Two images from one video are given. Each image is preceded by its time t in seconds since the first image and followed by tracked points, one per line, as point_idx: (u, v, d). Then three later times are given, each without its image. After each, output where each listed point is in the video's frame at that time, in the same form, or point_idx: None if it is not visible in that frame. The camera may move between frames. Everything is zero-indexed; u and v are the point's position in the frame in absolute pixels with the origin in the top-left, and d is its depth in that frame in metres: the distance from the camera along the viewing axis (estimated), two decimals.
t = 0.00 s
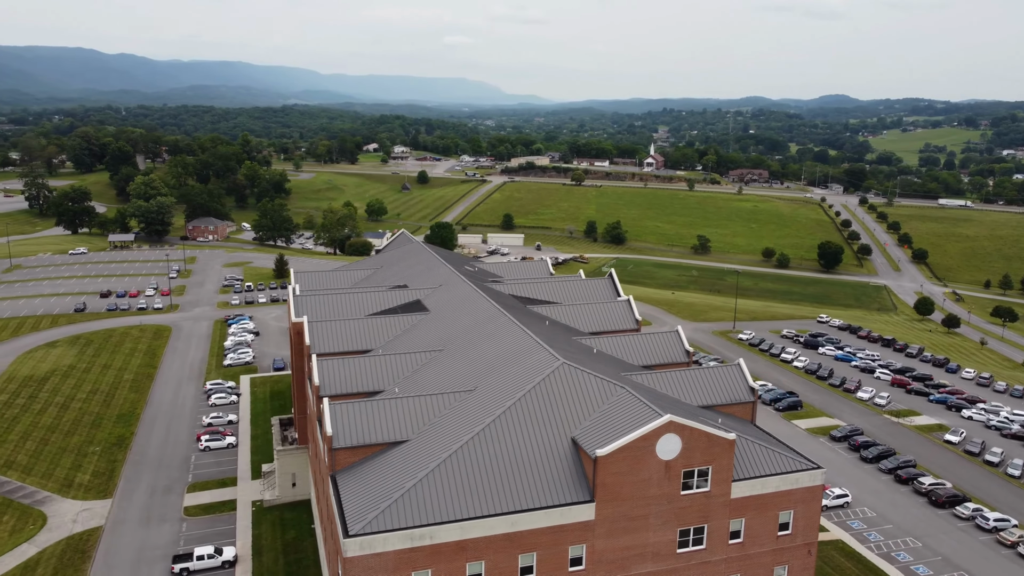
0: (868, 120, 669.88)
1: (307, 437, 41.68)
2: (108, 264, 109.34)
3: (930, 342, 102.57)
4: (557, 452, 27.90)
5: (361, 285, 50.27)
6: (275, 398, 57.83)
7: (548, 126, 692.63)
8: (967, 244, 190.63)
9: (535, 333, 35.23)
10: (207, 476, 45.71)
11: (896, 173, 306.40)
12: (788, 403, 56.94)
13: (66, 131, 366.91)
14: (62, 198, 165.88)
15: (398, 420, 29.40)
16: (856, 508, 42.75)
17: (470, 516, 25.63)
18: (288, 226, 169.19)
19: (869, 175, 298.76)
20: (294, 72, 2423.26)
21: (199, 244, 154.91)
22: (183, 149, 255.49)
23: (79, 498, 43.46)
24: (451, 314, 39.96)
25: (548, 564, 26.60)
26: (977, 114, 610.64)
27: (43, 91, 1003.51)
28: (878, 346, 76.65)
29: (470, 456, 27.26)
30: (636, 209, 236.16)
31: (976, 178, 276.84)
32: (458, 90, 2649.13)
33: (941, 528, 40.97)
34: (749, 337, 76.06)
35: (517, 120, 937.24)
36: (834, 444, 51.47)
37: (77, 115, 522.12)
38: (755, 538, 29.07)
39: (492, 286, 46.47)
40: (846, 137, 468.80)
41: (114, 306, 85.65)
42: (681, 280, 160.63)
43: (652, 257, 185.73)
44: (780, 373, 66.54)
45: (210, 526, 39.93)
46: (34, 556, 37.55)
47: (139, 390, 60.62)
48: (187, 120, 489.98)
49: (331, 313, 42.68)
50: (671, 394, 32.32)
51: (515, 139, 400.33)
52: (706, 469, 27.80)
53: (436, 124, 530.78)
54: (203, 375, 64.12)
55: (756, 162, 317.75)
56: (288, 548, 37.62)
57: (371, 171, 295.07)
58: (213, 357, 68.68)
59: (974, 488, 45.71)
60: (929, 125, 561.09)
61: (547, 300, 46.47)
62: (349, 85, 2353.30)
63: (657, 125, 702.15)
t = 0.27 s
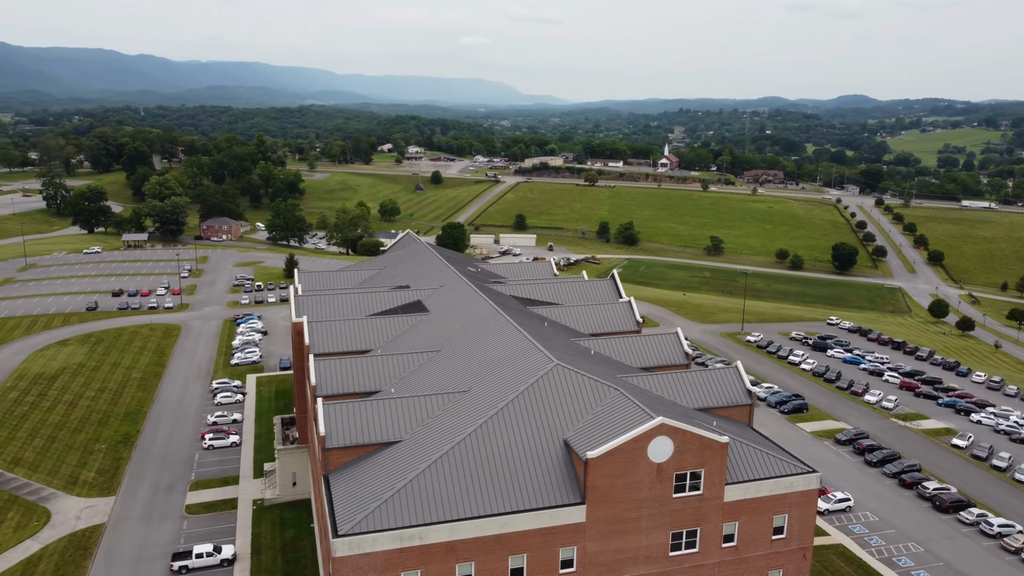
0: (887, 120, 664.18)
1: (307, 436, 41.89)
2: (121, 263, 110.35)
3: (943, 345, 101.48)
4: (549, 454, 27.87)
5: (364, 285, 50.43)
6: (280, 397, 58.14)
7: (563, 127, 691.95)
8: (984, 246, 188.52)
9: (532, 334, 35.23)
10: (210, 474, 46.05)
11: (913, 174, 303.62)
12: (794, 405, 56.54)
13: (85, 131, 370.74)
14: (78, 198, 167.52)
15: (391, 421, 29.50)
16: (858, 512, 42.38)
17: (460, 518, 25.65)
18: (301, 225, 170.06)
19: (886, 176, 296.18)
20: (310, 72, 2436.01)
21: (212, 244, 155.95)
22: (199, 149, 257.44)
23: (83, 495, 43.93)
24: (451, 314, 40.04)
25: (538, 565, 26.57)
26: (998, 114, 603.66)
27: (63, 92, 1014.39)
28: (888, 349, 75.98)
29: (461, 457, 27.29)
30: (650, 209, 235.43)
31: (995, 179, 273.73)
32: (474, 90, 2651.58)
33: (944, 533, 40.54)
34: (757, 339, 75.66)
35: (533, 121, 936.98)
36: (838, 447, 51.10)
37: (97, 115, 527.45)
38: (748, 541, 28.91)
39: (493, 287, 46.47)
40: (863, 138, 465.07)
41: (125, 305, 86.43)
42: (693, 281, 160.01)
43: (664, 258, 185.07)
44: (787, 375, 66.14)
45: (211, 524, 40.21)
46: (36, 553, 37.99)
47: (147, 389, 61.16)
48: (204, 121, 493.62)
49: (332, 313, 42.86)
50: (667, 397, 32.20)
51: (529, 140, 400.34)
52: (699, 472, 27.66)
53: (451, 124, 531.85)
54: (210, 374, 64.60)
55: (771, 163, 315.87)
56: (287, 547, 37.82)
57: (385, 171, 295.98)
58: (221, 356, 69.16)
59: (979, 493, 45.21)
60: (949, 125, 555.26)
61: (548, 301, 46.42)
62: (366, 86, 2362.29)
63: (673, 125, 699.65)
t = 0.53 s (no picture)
0: (906, 121, 657.87)
1: (308, 435, 42.07)
2: (135, 263, 111.38)
3: (957, 348, 100.35)
4: (541, 456, 27.84)
5: (368, 285, 50.58)
6: (286, 397, 58.44)
7: (579, 127, 690.47)
8: (1002, 248, 186.25)
9: (529, 335, 35.16)
10: (214, 472, 46.37)
11: (932, 175, 300.58)
12: (800, 408, 56.13)
13: (105, 131, 374.22)
14: (95, 198, 169.06)
15: (386, 421, 29.59)
16: (861, 516, 42.01)
17: (450, 519, 25.67)
18: (315, 226, 170.84)
19: (905, 177, 293.32)
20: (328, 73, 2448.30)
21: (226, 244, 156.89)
22: (215, 149, 259.31)
23: (87, 492, 44.40)
24: (451, 315, 40.07)
25: (529, 567, 26.54)
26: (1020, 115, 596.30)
27: (83, 92, 1025.11)
28: (899, 352, 75.28)
29: (453, 458, 27.33)
30: (664, 210, 234.55)
31: (1015, 181, 270.40)
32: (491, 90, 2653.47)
33: (947, 539, 40.10)
34: (766, 341, 75.19)
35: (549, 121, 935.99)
36: (844, 451, 50.68)
37: (117, 115, 532.69)
38: (742, 545, 28.76)
39: (496, 289, 46.48)
40: (882, 139, 460.87)
41: (137, 304, 87.25)
42: (706, 282, 159.30)
43: (678, 259, 184.29)
44: (795, 378, 65.70)
45: (212, 522, 40.51)
46: (40, 549, 38.44)
47: (155, 387, 61.72)
48: (222, 121, 497.03)
49: (334, 313, 43.06)
50: (664, 399, 32.06)
51: (544, 141, 400.00)
52: (692, 475, 27.52)
53: (466, 125, 532.46)
54: (218, 372, 65.07)
55: (787, 164, 313.75)
56: (286, 546, 38.02)
57: (399, 172, 296.74)
58: (229, 355, 69.67)
59: (986, 498, 44.68)
60: (970, 126, 548.91)
61: (551, 302, 46.35)
62: (383, 86, 2370.51)
63: (690, 126, 696.89)
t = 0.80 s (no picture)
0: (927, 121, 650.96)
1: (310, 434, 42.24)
2: (149, 262, 112.39)
3: (972, 351, 99.16)
4: (534, 457, 27.80)
5: (372, 286, 50.78)
6: (292, 396, 58.73)
7: (595, 128, 689.05)
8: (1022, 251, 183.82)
9: (527, 336, 35.16)
10: (217, 471, 46.69)
11: (951, 177, 297.31)
12: (806, 412, 55.68)
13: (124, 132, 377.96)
14: (112, 197, 170.64)
15: (380, 422, 29.66)
16: (864, 521, 41.61)
17: (441, 520, 25.68)
18: (329, 226, 171.60)
19: (923, 178, 290.34)
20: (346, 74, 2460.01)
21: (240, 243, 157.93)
22: (231, 149, 261.20)
23: (92, 489, 44.85)
24: (451, 316, 40.13)
25: (520, 569, 26.49)
26: None
27: (104, 93, 1035.50)
28: (910, 355, 74.54)
29: (445, 459, 27.34)
30: (678, 211, 233.63)
31: None
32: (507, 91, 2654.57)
33: (951, 544, 39.63)
34: (775, 343, 74.71)
35: (565, 121, 934.74)
36: (849, 455, 50.26)
37: (136, 116, 537.83)
38: (737, 549, 28.57)
39: (498, 290, 46.48)
40: (901, 140, 456.50)
41: (149, 303, 88.06)
42: (719, 284, 158.50)
43: (691, 260, 183.48)
44: (803, 381, 65.22)
45: (214, 520, 40.78)
46: (44, 545, 38.86)
47: (164, 385, 62.27)
48: (240, 122, 500.53)
49: (336, 313, 43.27)
50: (660, 402, 31.94)
51: (559, 141, 399.60)
52: (685, 478, 27.43)
53: (482, 125, 532.73)
54: (226, 371, 65.56)
55: (804, 165, 311.51)
56: (286, 545, 38.21)
57: (414, 172, 297.50)
58: (238, 354, 70.12)
59: (993, 504, 44.15)
60: (992, 126, 542.22)
61: (553, 303, 46.30)
62: (400, 87, 2378.06)
63: (707, 127, 693.33)
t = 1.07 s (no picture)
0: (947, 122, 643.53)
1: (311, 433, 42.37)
2: (162, 261, 113.31)
3: (987, 355, 97.88)
4: (526, 459, 27.79)
5: (376, 286, 50.89)
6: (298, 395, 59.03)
7: (612, 128, 686.96)
8: None
9: (525, 337, 35.13)
10: (221, 469, 46.97)
11: (971, 178, 293.78)
12: (813, 415, 55.24)
13: (143, 133, 381.49)
14: (129, 197, 172.10)
15: (375, 422, 29.76)
16: (868, 526, 41.23)
17: (431, 522, 25.73)
18: (343, 226, 172.21)
19: (943, 179, 287.06)
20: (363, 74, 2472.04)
21: (254, 243, 158.92)
22: (248, 149, 262.88)
23: (98, 487, 45.32)
24: (451, 316, 40.17)
25: (512, 571, 26.45)
26: None
27: (124, 93, 1045.62)
28: (922, 358, 73.78)
29: (437, 460, 27.40)
30: (693, 212, 232.57)
31: None
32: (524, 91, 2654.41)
33: (956, 551, 39.15)
34: (784, 345, 74.20)
35: (581, 121, 933.17)
36: (855, 458, 49.84)
37: (156, 117, 542.73)
38: (732, 554, 28.34)
39: (500, 290, 46.45)
40: (921, 140, 451.66)
41: (161, 302, 88.80)
42: (732, 285, 157.57)
43: (705, 261, 182.60)
44: (811, 384, 64.69)
45: (215, 519, 41.04)
46: (48, 541, 39.27)
47: (172, 384, 62.78)
48: (257, 122, 503.66)
49: (338, 314, 43.47)
50: (657, 404, 31.79)
51: (575, 142, 398.93)
52: (678, 481, 27.27)
53: (497, 125, 532.82)
54: (234, 370, 65.99)
55: (821, 165, 309.04)
56: (286, 544, 38.39)
57: (429, 172, 298.01)
58: (246, 353, 70.58)
59: (1000, 510, 43.61)
60: (1014, 126, 534.81)
61: (556, 304, 46.21)
62: (417, 87, 2384.39)
63: (724, 127, 689.43)
